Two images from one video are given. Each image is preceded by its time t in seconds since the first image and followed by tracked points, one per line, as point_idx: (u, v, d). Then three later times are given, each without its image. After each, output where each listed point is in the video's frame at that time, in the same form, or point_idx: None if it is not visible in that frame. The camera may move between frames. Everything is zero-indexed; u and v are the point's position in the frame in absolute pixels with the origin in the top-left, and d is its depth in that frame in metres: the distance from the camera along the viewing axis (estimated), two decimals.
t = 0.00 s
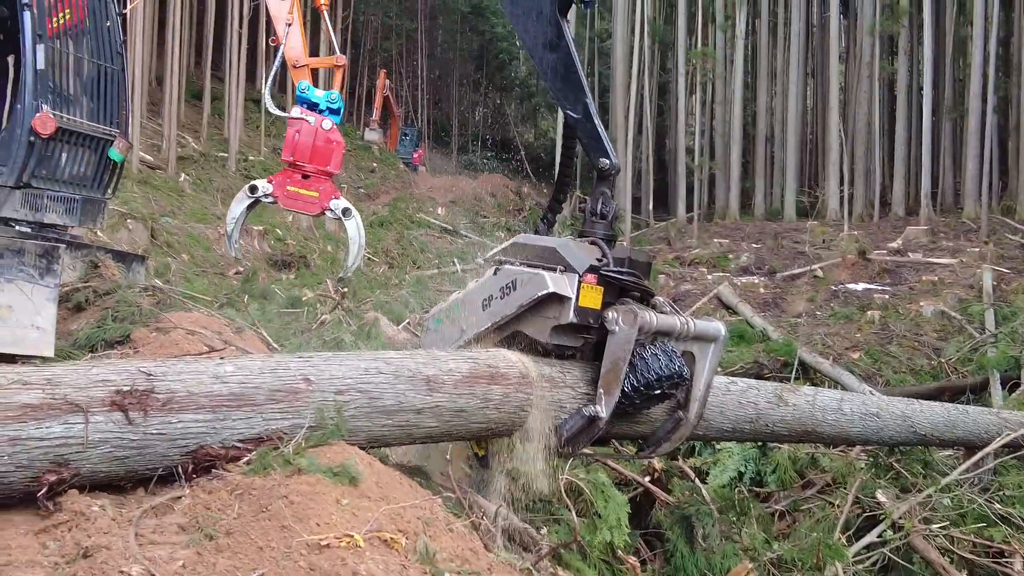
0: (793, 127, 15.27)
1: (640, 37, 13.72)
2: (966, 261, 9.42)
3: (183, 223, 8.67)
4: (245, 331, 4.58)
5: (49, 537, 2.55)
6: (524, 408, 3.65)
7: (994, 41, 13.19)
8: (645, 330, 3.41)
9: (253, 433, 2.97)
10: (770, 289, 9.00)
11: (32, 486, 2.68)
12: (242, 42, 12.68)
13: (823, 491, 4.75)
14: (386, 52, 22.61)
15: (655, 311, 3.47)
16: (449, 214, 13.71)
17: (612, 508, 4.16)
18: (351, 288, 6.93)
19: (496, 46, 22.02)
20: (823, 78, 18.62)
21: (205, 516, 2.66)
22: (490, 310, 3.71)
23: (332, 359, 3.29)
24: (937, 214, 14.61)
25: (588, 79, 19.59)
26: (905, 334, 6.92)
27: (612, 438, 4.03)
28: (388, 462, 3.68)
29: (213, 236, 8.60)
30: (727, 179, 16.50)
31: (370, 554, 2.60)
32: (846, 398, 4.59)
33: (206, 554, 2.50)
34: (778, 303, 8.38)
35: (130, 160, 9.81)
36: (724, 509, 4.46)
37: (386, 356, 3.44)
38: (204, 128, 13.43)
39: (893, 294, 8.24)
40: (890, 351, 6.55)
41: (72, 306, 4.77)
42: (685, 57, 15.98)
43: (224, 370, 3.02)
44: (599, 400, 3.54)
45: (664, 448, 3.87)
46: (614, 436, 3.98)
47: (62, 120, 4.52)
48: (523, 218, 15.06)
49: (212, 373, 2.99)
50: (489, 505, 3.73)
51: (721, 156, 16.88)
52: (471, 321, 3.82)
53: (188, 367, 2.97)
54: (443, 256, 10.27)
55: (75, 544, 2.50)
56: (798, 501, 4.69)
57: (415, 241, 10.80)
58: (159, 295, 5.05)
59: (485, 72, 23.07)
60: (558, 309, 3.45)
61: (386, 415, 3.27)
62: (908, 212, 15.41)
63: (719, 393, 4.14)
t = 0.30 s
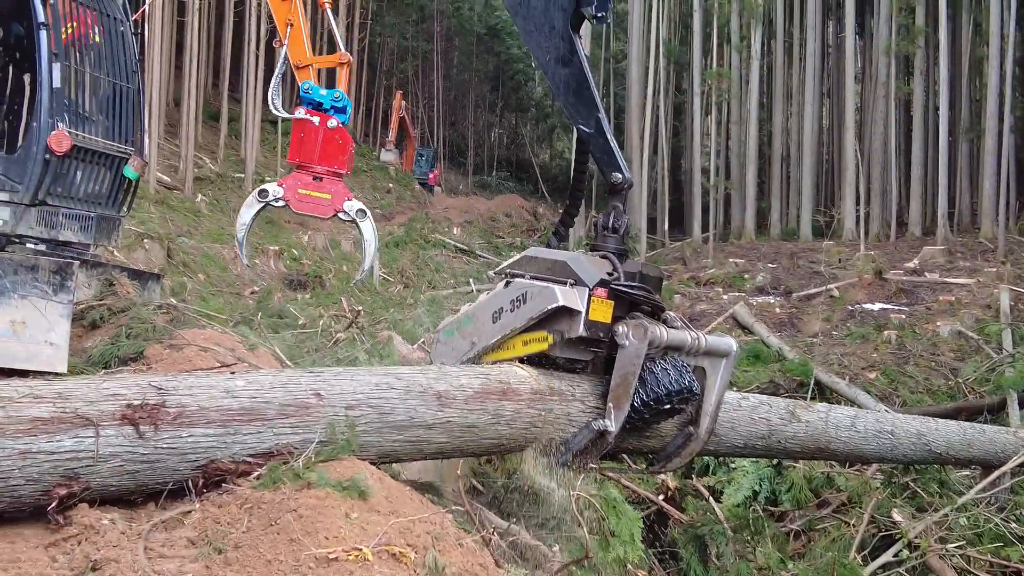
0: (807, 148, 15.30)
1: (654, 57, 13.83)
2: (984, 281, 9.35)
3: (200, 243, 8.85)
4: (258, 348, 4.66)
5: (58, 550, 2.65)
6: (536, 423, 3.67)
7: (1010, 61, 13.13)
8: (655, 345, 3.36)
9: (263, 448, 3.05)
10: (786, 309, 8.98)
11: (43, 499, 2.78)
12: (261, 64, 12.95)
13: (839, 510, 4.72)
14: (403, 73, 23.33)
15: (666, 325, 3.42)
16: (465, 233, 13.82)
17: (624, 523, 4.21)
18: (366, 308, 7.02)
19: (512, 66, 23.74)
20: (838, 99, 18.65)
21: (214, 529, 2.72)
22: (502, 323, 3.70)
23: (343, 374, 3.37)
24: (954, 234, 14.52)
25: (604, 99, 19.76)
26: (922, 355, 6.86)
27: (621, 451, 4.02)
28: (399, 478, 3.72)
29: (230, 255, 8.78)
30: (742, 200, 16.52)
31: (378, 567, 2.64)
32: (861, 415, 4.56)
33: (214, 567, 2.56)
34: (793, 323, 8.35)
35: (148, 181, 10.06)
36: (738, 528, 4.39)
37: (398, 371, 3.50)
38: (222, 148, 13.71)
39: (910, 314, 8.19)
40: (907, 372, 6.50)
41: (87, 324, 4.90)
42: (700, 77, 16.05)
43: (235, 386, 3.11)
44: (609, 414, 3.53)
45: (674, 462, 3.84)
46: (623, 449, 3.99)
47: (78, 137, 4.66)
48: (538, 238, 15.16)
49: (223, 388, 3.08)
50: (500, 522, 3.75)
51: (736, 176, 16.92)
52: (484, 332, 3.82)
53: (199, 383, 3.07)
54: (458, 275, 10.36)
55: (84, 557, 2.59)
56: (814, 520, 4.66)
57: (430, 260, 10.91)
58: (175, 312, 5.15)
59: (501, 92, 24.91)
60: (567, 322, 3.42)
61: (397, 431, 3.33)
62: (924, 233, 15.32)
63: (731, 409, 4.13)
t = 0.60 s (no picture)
0: (811, 148, 15.24)
1: (658, 58, 13.81)
2: (989, 281, 9.30)
3: (205, 244, 8.91)
4: (261, 347, 4.68)
5: (58, 547, 2.74)
6: (535, 422, 3.73)
7: (1016, 60, 13.06)
8: (664, 338, 3.39)
9: (262, 445, 3.15)
10: (790, 309, 8.97)
11: (42, 496, 2.87)
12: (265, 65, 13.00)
13: (843, 510, 4.71)
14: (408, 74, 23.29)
15: (673, 322, 3.47)
16: (470, 233, 13.84)
17: (625, 521, 4.17)
18: (370, 309, 7.06)
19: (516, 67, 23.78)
20: (843, 100, 18.61)
21: (214, 528, 2.81)
22: (511, 319, 3.69)
23: (345, 373, 3.46)
24: (959, 234, 14.45)
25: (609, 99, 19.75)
26: (927, 355, 6.85)
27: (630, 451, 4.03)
28: (400, 476, 3.76)
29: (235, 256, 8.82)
30: (747, 200, 16.50)
31: (377, 564, 2.67)
32: (866, 414, 4.54)
33: (213, 565, 2.63)
34: (797, 324, 8.34)
35: (152, 183, 10.14)
36: (742, 527, 4.44)
37: (399, 370, 3.58)
38: (226, 150, 13.79)
39: (915, 315, 8.17)
40: (912, 371, 6.47)
41: (89, 323, 4.96)
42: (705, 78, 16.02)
43: (234, 384, 3.24)
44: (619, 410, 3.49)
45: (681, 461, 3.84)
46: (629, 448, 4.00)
47: (80, 137, 4.71)
48: (543, 239, 15.16)
49: (222, 386, 3.20)
50: (501, 520, 3.92)
51: (741, 176, 16.89)
52: (492, 329, 3.80)
53: (198, 381, 3.19)
54: (462, 276, 10.38)
55: (83, 554, 2.66)
56: (817, 520, 4.66)
57: (435, 261, 10.94)
58: (177, 312, 5.21)
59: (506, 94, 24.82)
60: (576, 316, 3.47)
61: (398, 429, 3.40)
62: (930, 233, 15.25)
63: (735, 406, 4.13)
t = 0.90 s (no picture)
0: (813, 148, 15.23)
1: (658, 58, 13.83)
2: (990, 281, 9.29)
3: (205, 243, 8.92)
4: (261, 346, 4.67)
5: (58, 547, 2.74)
6: (537, 421, 3.68)
7: (1017, 60, 13.09)
8: (709, 325, 3.34)
9: (263, 445, 3.15)
10: (791, 309, 8.96)
11: (43, 495, 2.90)
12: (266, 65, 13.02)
13: (844, 509, 4.72)
14: (408, 73, 22.90)
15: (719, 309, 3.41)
16: (470, 233, 13.82)
17: (627, 520, 4.12)
18: (370, 309, 7.04)
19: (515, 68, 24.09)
20: (844, 100, 18.65)
21: (215, 527, 2.81)
22: (559, 298, 3.64)
23: (345, 373, 3.47)
24: (961, 234, 14.45)
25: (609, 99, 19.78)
26: (927, 355, 6.85)
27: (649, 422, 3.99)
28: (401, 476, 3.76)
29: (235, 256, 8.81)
30: (748, 200, 16.52)
31: (378, 563, 2.66)
32: (872, 404, 4.55)
33: (214, 564, 2.62)
34: (798, 324, 8.33)
35: (153, 182, 10.16)
36: (743, 527, 4.42)
37: (400, 370, 3.58)
38: (227, 149, 13.82)
39: (917, 314, 8.16)
40: (913, 372, 6.46)
41: (90, 323, 5.07)
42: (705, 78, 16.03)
43: (235, 383, 3.23)
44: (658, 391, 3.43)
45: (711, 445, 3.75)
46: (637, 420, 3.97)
47: (83, 137, 4.73)
48: (543, 239, 15.14)
49: (224, 385, 3.20)
50: (503, 520, 3.95)
51: (742, 176, 16.90)
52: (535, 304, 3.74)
53: (199, 380, 3.20)
54: (463, 276, 10.38)
55: (83, 554, 2.67)
56: (818, 520, 4.66)
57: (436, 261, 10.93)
58: (177, 311, 5.21)
59: (506, 93, 25.22)
60: (625, 300, 3.41)
61: (399, 428, 3.40)
62: (931, 233, 15.25)
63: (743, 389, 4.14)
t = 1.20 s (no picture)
0: (813, 149, 15.23)
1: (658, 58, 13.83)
2: (989, 281, 9.30)
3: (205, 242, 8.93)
4: (260, 346, 4.66)
5: (53, 548, 2.73)
6: (535, 423, 3.82)
7: (1016, 60, 13.11)
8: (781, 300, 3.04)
9: (261, 446, 3.19)
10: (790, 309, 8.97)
11: (38, 497, 2.89)
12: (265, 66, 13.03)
13: (844, 509, 4.71)
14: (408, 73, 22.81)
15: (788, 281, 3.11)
16: (470, 232, 13.80)
17: (624, 523, 4.13)
18: (370, 309, 7.03)
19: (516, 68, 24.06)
20: (843, 100, 18.70)
21: (210, 528, 2.82)
22: (637, 281, 3.17)
23: (343, 373, 3.56)
24: (960, 234, 14.44)
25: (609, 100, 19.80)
26: (927, 355, 6.85)
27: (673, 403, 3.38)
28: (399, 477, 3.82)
29: (235, 255, 8.80)
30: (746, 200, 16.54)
31: (375, 565, 2.69)
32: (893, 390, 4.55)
33: (210, 565, 2.64)
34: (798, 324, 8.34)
35: (152, 182, 10.17)
36: (742, 528, 4.34)
37: (398, 370, 3.68)
38: (226, 149, 13.84)
39: (916, 315, 8.16)
40: (912, 372, 6.46)
41: (88, 323, 5.01)
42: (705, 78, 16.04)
43: (232, 384, 3.28)
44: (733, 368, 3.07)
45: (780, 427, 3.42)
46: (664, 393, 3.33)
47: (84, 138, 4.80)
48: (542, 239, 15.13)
49: (221, 387, 3.24)
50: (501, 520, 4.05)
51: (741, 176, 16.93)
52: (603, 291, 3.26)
53: (196, 382, 3.24)
54: (462, 276, 10.37)
55: (78, 556, 2.66)
56: (817, 520, 4.65)
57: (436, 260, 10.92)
58: (175, 310, 5.23)
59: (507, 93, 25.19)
60: (701, 274, 3.04)
61: (396, 429, 3.49)
62: (931, 233, 15.25)
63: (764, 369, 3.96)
